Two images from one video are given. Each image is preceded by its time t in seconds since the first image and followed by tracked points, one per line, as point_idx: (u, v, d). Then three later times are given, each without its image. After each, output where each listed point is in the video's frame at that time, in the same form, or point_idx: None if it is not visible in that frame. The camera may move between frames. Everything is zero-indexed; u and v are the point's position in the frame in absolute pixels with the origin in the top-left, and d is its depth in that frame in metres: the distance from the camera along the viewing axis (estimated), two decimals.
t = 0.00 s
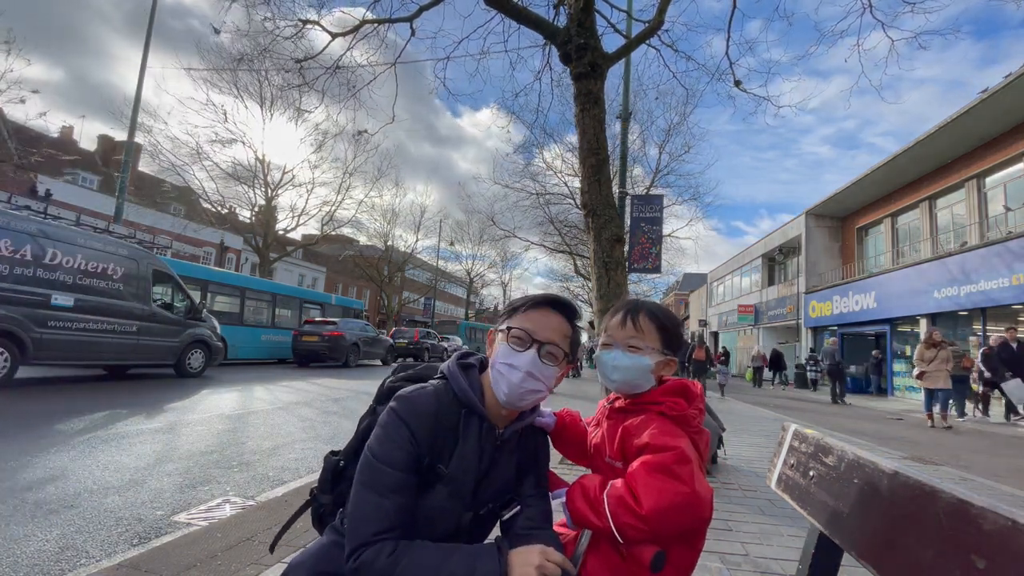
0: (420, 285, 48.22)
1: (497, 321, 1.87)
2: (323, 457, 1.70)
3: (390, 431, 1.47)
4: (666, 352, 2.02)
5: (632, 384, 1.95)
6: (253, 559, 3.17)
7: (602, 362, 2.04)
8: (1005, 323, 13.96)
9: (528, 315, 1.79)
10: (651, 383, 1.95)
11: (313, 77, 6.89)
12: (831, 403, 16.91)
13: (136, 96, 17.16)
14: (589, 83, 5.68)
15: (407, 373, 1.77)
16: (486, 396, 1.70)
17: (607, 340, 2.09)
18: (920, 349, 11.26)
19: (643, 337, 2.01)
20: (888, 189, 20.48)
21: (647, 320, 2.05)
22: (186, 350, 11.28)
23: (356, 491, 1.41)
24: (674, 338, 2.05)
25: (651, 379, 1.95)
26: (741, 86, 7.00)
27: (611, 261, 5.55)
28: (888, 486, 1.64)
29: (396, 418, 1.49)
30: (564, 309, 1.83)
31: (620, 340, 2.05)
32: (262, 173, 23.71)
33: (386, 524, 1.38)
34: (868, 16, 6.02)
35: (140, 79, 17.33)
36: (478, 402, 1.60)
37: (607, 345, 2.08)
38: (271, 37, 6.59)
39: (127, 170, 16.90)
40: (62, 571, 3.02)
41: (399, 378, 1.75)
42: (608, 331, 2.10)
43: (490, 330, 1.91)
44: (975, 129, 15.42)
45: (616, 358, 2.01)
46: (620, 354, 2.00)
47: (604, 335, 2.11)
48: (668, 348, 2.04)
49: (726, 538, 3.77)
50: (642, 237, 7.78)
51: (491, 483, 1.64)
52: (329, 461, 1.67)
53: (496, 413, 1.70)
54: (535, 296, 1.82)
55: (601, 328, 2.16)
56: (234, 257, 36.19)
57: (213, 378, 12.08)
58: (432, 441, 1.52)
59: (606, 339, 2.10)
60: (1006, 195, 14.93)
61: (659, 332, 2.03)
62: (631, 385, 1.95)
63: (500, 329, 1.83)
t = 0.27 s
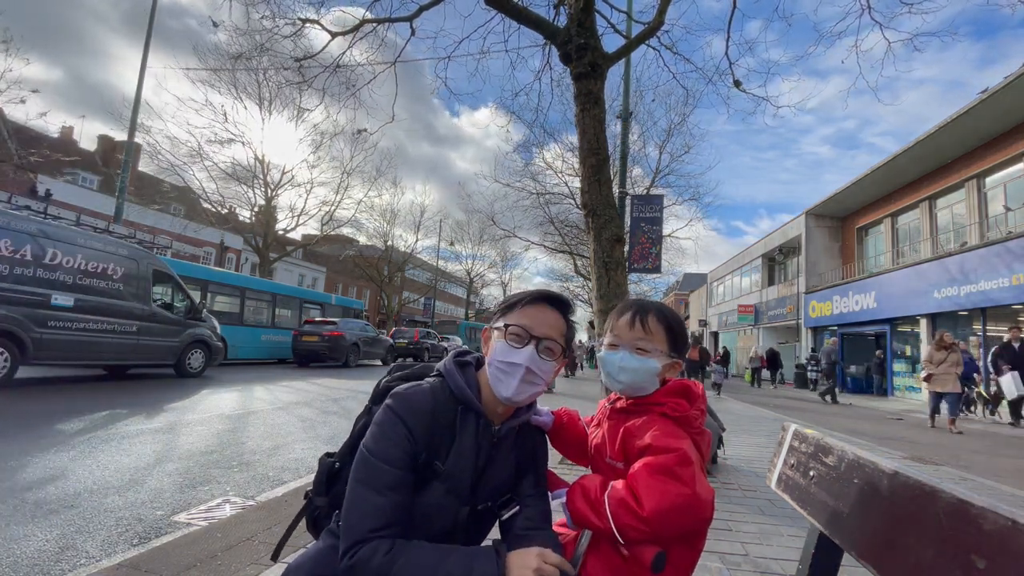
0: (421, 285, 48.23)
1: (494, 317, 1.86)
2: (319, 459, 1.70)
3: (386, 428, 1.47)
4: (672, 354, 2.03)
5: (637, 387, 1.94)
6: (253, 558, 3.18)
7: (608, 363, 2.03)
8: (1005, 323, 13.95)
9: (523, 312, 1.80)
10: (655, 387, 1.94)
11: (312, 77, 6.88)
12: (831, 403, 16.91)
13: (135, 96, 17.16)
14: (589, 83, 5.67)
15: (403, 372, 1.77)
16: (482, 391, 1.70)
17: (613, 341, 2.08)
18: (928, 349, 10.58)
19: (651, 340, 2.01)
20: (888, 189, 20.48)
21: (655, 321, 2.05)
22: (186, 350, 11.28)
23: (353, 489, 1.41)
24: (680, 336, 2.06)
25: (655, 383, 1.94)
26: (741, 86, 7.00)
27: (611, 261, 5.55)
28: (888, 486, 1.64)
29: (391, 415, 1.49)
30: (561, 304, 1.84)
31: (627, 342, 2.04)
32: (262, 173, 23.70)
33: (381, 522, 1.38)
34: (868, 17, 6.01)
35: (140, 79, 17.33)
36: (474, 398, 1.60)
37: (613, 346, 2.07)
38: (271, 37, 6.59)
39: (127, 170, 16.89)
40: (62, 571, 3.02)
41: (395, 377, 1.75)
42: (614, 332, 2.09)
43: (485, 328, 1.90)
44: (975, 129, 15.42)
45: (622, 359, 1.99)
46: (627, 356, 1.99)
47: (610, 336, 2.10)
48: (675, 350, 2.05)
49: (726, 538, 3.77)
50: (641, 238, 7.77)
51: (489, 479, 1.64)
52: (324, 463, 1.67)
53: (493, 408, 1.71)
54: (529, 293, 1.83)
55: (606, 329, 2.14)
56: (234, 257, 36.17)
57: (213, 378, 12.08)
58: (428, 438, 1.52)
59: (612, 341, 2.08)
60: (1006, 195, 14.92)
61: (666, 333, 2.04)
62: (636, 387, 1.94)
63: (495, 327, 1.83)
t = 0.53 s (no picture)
0: (420, 285, 48.23)
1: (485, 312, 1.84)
2: (314, 458, 1.70)
3: (387, 420, 1.47)
4: (674, 356, 2.03)
5: (638, 390, 1.94)
6: (253, 558, 3.17)
7: (610, 365, 2.02)
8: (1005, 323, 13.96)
9: (508, 314, 1.74)
10: (656, 390, 1.94)
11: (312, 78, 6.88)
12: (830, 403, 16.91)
13: (135, 96, 17.16)
14: (589, 83, 5.67)
15: (398, 369, 1.77)
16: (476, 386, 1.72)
17: (615, 342, 2.07)
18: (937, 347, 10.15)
19: (654, 343, 2.00)
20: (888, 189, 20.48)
21: (658, 323, 2.05)
22: (186, 349, 11.29)
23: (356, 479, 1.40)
24: (681, 339, 2.07)
25: (657, 386, 1.94)
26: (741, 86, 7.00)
27: (611, 261, 5.55)
28: (888, 486, 1.64)
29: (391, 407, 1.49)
30: (547, 306, 1.78)
31: (629, 344, 2.03)
32: (262, 173, 23.70)
33: (414, 495, 1.37)
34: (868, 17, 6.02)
35: (140, 80, 17.33)
36: (471, 393, 1.61)
37: (615, 348, 2.06)
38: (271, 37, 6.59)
39: (127, 169, 16.88)
40: (61, 572, 3.02)
41: (391, 373, 1.75)
42: (616, 334, 2.07)
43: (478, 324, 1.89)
44: (975, 129, 15.43)
45: (624, 361, 1.99)
46: (629, 357, 1.98)
47: (612, 337, 2.09)
48: (677, 352, 2.06)
49: (725, 538, 3.77)
50: (642, 238, 7.77)
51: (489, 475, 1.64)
52: (320, 462, 1.67)
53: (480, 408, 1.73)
54: (516, 293, 1.77)
55: (608, 330, 2.13)
56: (234, 257, 36.17)
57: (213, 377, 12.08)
58: (429, 430, 1.52)
59: (614, 342, 2.07)
60: (1006, 195, 14.91)
61: (668, 336, 2.04)
62: (639, 391, 1.94)
63: (484, 327, 1.81)
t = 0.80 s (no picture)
0: (421, 285, 48.22)
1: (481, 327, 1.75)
2: (311, 462, 1.71)
3: (382, 431, 1.48)
4: (674, 357, 2.04)
5: (639, 392, 1.93)
6: (253, 558, 3.18)
7: (611, 366, 2.01)
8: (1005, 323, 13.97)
9: (506, 336, 1.67)
10: (657, 392, 1.94)
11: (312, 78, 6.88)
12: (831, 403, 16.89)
13: (136, 96, 17.15)
14: (589, 83, 5.67)
15: (395, 373, 1.78)
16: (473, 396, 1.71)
17: (615, 343, 2.07)
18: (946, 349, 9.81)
19: (654, 345, 2.00)
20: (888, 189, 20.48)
21: (658, 325, 2.04)
22: (186, 349, 11.29)
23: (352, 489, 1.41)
24: (681, 339, 2.07)
25: (658, 388, 1.93)
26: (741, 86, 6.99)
27: (611, 261, 5.55)
28: (888, 486, 1.65)
29: (387, 417, 1.50)
30: (545, 325, 1.69)
31: (629, 345, 2.03)
32: (262, 173, 23.69)
33: (409, 513, 1.37)
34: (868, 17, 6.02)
35: (140, 79, 17.33)
36: (467, 405, 1.60)
37: (616, 349, 2.06)
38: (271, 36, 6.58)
39: (128, 169, 16.88)
40: (61, 571, 3.02)
41: (388, 378, 1.76)
42: (617, 334, 2.07)
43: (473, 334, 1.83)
44: (975, 129, 15.44)
45: (625, 363, 1.98)
46: (629, 359, 1.99)
47: (612, 338, 2.10)
48: (676, 353, 2.07)
49: (726, 538, 3.77)
50: (642, 238, 7.77)
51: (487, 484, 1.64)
52: (317, 466, 1.68)
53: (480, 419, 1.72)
54: (513, 312, 1.68)
55: (608, 330, 2.14)
56: (234, 257, 36.15)
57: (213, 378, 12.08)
58: (425, 441, 1.53)
59: (614, 343, 2.08)
60: (1006, 195, 14.91)
61: (669, 337, 2.04)
62: (639, 392, 1.94)
63: (480, 343, 1.74)
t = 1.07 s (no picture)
0: (421, 285, 48.22)
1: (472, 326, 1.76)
2: (307, 464, 1.71)
3: (374, 431, 1.48)
4: (674, 356, 2.04)
5: (638, 392, 1.93)
6: (253, 558, 3.18)
7: (610, 367, 2.02)
8: (1005, 323, 13.98)
9: (497, 331, 1.68)
10: (656, 392, 1.93)
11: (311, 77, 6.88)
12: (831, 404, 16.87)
13: (135, 96, 17.15)
14: (589, 83, 5.67)
15: (389, 373, 1.78)
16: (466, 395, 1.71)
17: (615, 343, 2.08)
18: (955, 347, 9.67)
19: (654, 344, 2.00)
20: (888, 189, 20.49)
21: (658, 324, 2.04)
22: (186, 349, 11.29)
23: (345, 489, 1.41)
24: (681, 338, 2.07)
25: (657, 388, 1.93)
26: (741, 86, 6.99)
27: (611, 261, 5.54)
28: (889, 486, 1.64)
29: (378, 418, 1.51)
30: (536, 319, 1.71)
31: (629, 345, 2.03)
32: (262, 173, 23.69)
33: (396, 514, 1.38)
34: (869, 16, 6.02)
35: (140, 79, 17.34)
36: (459, 404, 1.60)
37: (616, 349, 2.06)
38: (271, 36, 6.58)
39: (128, 169, 16.88)
40: (61, 571, 3.02)
41: (382, 379, 1.76)
42: (617, 334, 2.08)
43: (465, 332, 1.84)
44: (975, 129, 15.44)
45: (624, 363, 1.99)
46: (629, 359, 1.98)
47: (611, 338, 2.10)
48: (676, 352, 2.06)
49: (726, 538, 3.77)
50: (642, 238, 7.77)
51: (482, 483, 1.64)
52: (313, 468, 1.68)
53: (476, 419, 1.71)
54: (502, 308, 1.69)
55: (608, 330, 2.14)
56: (234, 257, 36.14)
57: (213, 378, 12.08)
58: (417, 441, 1.53)
59: (614, 342, 2.08)
60: (1006, 195, 14.92)
61: (668, 337, 2.04)
62: (638, 391, 1.94)
63: (471, 340, 1.75)
